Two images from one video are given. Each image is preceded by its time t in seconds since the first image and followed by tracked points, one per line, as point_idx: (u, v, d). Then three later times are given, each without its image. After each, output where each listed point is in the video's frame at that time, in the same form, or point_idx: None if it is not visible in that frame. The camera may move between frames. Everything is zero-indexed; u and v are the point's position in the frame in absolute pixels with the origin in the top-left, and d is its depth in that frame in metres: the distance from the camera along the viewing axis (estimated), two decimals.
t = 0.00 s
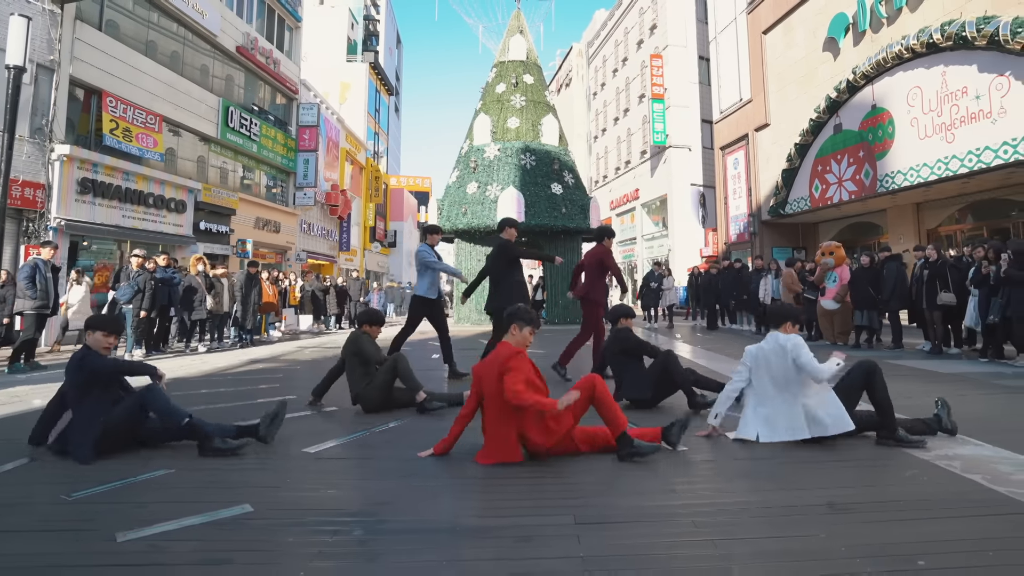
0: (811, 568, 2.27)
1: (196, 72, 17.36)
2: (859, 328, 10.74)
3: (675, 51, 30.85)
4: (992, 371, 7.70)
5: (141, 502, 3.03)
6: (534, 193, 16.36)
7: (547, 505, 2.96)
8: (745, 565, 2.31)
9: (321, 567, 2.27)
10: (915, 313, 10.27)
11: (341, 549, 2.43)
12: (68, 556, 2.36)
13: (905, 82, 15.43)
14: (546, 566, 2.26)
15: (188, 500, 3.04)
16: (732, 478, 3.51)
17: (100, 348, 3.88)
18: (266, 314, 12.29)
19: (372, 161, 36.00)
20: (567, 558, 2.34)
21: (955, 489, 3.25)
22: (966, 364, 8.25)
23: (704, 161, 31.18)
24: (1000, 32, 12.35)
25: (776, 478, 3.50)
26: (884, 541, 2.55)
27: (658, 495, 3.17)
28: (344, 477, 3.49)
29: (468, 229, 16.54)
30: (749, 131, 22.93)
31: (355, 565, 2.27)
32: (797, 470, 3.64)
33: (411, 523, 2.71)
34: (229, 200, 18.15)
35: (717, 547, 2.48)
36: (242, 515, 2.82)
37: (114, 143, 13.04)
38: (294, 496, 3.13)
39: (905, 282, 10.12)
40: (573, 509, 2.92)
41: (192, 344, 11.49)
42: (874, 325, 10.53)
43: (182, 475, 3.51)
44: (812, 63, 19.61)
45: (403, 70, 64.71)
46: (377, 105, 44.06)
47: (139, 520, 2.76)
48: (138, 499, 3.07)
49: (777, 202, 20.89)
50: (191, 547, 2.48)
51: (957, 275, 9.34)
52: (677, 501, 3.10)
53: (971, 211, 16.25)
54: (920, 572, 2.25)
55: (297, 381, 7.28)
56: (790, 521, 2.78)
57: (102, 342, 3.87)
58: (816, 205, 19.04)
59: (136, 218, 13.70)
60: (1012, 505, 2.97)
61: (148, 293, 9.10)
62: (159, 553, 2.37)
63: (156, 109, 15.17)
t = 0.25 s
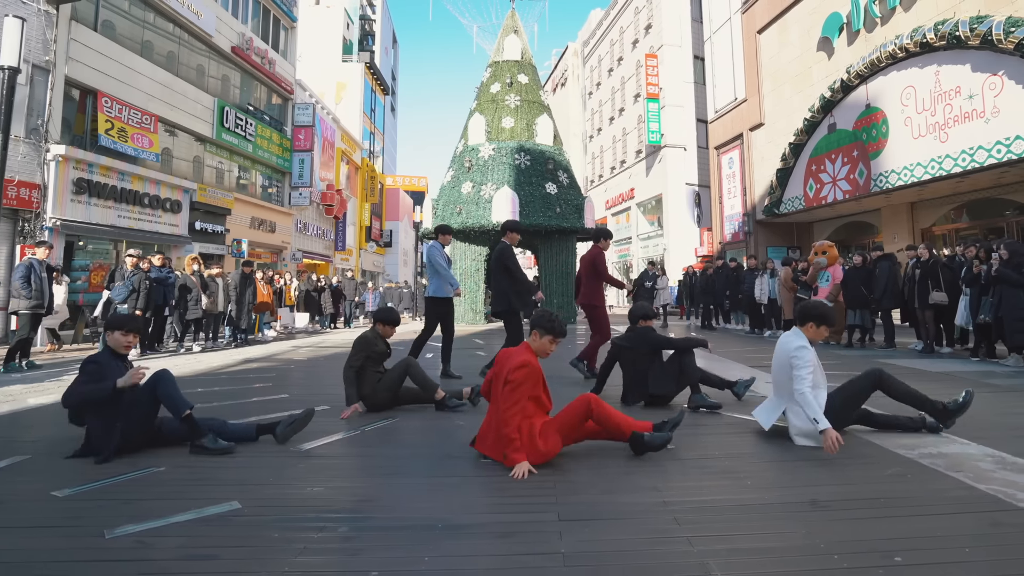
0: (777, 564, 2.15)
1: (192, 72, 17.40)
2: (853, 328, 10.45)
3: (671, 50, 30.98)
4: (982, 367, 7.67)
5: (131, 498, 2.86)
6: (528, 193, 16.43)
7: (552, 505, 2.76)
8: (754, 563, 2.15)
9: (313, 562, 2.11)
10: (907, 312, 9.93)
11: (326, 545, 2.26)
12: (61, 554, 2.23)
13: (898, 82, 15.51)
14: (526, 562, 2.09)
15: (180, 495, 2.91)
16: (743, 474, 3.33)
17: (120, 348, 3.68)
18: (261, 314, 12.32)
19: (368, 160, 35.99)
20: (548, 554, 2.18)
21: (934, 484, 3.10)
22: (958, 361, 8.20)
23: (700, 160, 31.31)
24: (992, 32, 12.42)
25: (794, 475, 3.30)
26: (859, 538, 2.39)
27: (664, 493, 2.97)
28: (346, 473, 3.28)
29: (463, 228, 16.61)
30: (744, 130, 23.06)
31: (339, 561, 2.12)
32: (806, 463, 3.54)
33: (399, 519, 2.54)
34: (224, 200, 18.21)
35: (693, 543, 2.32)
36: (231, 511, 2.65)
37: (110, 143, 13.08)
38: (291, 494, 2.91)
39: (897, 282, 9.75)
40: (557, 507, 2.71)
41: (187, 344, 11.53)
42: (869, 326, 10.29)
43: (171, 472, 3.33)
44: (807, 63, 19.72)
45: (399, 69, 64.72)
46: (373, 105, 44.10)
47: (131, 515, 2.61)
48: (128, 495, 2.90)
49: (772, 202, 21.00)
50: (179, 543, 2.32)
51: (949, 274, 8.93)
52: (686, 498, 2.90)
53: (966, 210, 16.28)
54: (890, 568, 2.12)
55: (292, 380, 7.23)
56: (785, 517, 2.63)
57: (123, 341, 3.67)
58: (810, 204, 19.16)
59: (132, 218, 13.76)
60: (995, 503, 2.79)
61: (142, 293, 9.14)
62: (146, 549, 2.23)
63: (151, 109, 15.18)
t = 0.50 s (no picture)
0: (766, 561, 1.87)
1: (189, 72, 17.46)
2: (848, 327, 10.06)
3: (667, 50, 31.11)
4: (979, 363, 7.55)
5: (127, 497, 2.64)
6: (524, 192, 16.46)
7: (558, 498, 2.46)
8: (774, 556, 1.91)
9: (309, 559, 1.90)
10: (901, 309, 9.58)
11: (310, 542, 2.03)
12: (44, 552, 2.04)
13: (892, 83, 15.64)
14: (520, 558, 1.87)
15: (176, 491, 2.71)
16: (766, 468, 3.08)
17: (129, 347, 3.65)
18: (256, 314, 12.32)
19: (364, 161, 35.48)
20: (531, 551, 1.93)
21: (908, 480, 2.79)
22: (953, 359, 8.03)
23: (696, 160, 31.40)
24: (986, 32, 12.50)
25: (819, 469, 3.02)
26: (830, 537, 2.08)
27: (673, 486, 2.67)
28: (347, 472, 3.01)
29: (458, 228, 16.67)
30: (740, 130, 23.15)
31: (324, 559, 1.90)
32: (820, 457, 3.41)
33: (385, 515, 2.29)
34: (221, 200, 18.25)
35: (675, 540, 2.02)
36: (219, 510, 2.39)
37: (106, 143, 13.13)
38: (281, 493, 2.64)
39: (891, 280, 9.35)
40: (540, 504, 2.38)
41: (182, 344, 11.53)
42: (861, 325, 9.98)
43: (160, 471, 3.11)
44: (803, 62, 19.80)
45: (396, 70, 64.79)
46: (369, 105, 44.16)
47: (126, 514, 2.40)
48: (123, 493, 2.69)
49: (768, 201, 21.07)
50: (166, 541, 2.12)
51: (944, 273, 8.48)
52: (698, 491, 2.61)
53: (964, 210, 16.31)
54: (868, 567, 1.85)
55: (287, 381, 7.15)
56: (791, 507, 2.37)
57: (132, 341, 3.63)
58: (805, 204, 19.27)
59: (128, 218, 13.79)
60: (976, 502, 2.46)
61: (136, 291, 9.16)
62: (133, 547, 2.03)
63: (147, 108, 15.23)
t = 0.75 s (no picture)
0: (744, 560, 1.84)
1: (188, 73, 17.50)
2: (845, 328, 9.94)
3: (666, 50, 31.14)
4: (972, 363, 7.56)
5: (114, 496, 2.65)
6: (521, 192, 16.48)
7: (547, 498, 2.47)
8: (761, 550, 1.91)
9: (296, 558, 1.91)
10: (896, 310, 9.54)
11: (297, 542, 2.05)
12: (29, 550, 2.04)
13: (890, 83, 15.71)
14: (504, 558, 1.87)
15: (165, 490, 2.72)
16: (762, 467, 3.05)
17: (126, 343, 3.59)
18: (254, 314, 12.35)
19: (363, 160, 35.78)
20: (511, 551, 1.94)
21: (895, 479, 2.71)
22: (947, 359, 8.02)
23: (694, 160, 31.47)
24: (983, 31, 12.53)
25: (808, 467, 3.02)
26: (814, 536, 2.03)
27: (660, 485, 2.65)
28: (343, 471, 3.05)
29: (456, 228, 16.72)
30: (738, 130, 23.20)
31: (302, 557, 1.92)
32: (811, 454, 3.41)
33: (374, 516, 2.30)
34: (219, 200, 18.28)
35: (656, 540, 2.00)
36: (208, 509, 2.42)
37: (104, 143, 13.16)
38: (268, 491, 2.67)
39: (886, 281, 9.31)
40: (525, 505, 2.40)
41: (180, 343, 11.57)
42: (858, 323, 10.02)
43: (151, 471, 3.11)
44: (800, 63, 19.85)
45: (395, 70, 64.80)
46: (368, 105, 44.19)
47: (111, 512, 2.42)
48: (111, 493, 2.70)
49: (765, 201, 21.12)
50: (154, 539, 2.13)
51: (937, 274, 8.51)
52: (686, 489, 2.60)
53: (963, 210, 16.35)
54: (849, 566, 1.79)
55: (283, 381, 7.17)
56: (777, 506, 2.35)
57: (128, 337, 3.58)
58: (803, 204, 19.33)
59: (126, 218, 13.82)
60: (958, 502, 2.37)
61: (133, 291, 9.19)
62: (119, 545, 2.04)
63: (145, 109, 15.26)
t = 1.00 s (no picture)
0: (729, 560, 1.85)
1: (188, 73, 17.54)
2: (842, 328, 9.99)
3: (665, 50, 31.13)
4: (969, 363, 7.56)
5: (103, 495, 2.67)
6: (521, 192, 16.47)
7: (536, 498, 2.49)
8: (748, 549, 1.93)
9: (282, 557, 1.93)
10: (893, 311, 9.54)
11: (288, 540, 2.07)
12: (19, 549, 2.06)
13: (889, 83, 15.71)
14: (487, 558, 1.89)
15: (155, 490, 2.74)
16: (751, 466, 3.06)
17: (137, 348, 3.55)
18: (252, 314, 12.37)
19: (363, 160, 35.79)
20: (497, 550, 1.95)
21: (884, 480, 2.72)
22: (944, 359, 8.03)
23: (694, 160, 31.47)
24: (981, 31, 12.53)
25: (798, 466, 3.03)
26: (800, 535, 2.05)
27: (649, 485, 2.66)
28: (335, 471, 3.06)
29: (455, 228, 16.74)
30: (737, 130, 23.21)
31: (290, 555, 1.94)
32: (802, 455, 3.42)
33: (362, 516, 2.31)
34: (218, 200, 18.32)
35: (643, 540, 2.01)
36: (198, 507, 2.45)
37: (104, 143, 13.18)
38: (260, 491, 2.68)
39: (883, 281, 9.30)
40: (513, 504, 2.42)
41: (179, 343, 11.60)
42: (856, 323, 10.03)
43: (144, 471, 3.13)
44: (799, 62, 19.85)
45: (395, 70, 64.80)
46: (368, 105, 44.21)
47: (100, 512, 2.43)
48: (102, 492, 2.72)
49: (765, 201, 21.13)
50: (143, 538, 2.15)
51: (935, 275, 8.53)
52: (675, 488, 2.61)
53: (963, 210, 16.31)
54: (835, 566, 1.81)
55: (281, 381, 7.18)
56: (766, 506, 2.36)
57: (139, 341, 3.54)
58: (802, 204, 19.33)
59: (126, 218, 13.85)
60: (947, 502, 2.38)
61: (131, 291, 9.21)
62: (108, 544, 2.06)
63: (145, 109, 15.29)
